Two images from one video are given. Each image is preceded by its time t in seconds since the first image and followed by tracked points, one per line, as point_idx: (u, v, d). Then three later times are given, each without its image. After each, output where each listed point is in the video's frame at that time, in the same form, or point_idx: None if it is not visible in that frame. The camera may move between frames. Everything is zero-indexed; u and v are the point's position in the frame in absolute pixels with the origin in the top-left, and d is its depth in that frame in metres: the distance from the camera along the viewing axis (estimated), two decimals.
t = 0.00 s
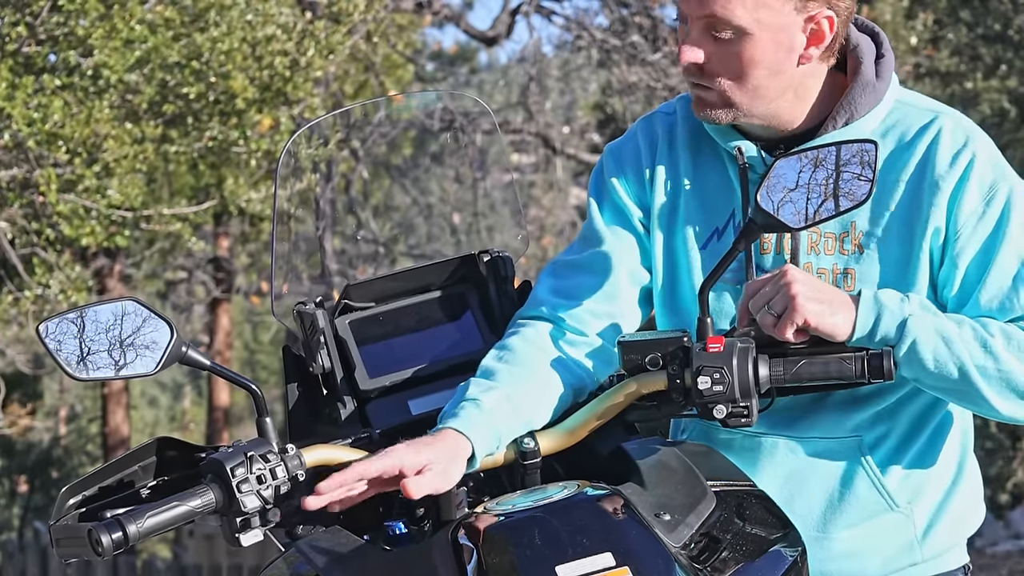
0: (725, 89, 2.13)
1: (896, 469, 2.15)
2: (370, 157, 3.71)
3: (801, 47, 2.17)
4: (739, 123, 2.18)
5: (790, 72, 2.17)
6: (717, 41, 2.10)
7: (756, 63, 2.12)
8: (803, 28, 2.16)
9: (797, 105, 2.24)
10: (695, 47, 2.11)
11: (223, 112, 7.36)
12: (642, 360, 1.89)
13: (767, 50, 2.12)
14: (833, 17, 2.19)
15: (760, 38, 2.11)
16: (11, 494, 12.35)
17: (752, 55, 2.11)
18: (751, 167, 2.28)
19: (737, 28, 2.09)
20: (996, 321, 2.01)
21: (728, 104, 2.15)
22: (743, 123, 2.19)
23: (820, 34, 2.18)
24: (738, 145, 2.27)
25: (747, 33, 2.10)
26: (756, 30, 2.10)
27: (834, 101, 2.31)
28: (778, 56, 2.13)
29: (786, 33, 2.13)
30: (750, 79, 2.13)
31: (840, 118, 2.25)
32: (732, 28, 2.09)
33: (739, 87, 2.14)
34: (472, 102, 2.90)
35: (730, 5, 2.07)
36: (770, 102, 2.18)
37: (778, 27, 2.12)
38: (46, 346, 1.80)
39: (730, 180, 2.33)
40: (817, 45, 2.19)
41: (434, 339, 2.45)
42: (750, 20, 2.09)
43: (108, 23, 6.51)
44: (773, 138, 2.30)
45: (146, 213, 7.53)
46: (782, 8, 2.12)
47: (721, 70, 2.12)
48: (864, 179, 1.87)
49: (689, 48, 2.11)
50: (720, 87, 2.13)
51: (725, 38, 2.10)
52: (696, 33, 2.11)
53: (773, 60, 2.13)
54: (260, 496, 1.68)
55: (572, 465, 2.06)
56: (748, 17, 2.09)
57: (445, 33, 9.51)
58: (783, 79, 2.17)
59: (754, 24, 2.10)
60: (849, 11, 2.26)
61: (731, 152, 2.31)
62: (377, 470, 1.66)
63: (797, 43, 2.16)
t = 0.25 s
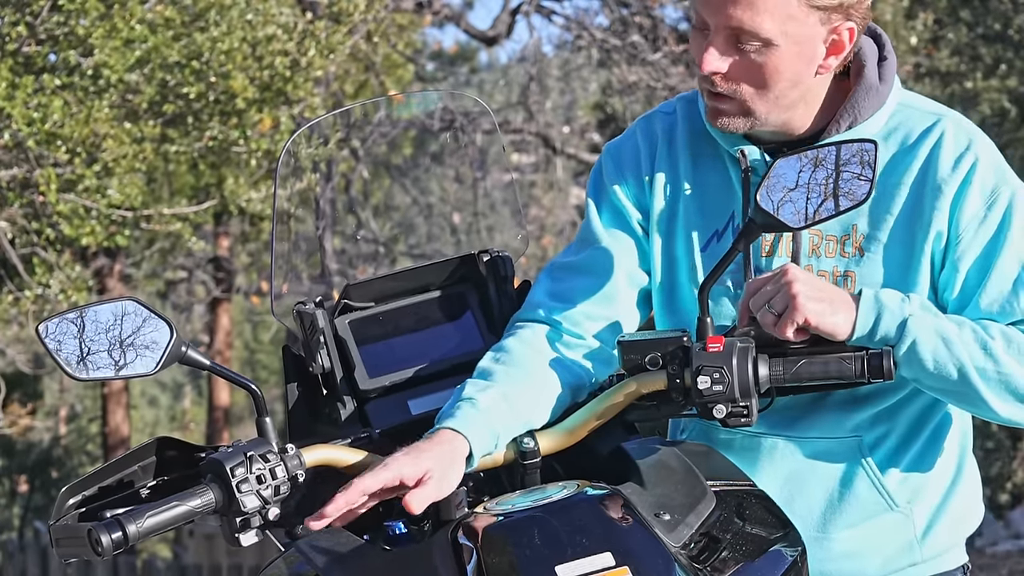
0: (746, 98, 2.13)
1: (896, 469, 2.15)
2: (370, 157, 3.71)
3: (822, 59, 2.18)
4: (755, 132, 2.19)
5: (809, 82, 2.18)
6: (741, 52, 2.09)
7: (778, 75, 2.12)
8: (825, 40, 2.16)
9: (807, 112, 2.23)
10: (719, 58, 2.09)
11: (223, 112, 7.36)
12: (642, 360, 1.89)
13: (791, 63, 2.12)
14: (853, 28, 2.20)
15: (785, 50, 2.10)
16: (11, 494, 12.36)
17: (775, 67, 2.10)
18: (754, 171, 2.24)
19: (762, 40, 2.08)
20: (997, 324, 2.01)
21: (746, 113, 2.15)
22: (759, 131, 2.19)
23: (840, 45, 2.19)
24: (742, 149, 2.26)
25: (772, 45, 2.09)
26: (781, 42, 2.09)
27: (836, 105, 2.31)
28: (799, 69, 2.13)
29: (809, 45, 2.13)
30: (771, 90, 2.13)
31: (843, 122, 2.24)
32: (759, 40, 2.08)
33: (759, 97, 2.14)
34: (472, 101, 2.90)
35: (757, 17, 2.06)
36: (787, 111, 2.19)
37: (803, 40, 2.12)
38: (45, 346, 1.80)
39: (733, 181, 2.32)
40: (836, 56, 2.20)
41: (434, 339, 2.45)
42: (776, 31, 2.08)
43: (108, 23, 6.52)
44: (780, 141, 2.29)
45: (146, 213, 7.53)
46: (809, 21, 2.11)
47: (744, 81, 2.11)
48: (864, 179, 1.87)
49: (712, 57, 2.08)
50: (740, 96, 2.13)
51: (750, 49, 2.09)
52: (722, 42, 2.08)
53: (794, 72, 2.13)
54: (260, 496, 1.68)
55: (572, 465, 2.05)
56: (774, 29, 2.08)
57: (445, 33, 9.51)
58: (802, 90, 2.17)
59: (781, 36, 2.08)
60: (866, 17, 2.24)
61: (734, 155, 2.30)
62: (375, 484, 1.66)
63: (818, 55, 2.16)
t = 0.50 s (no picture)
0: (760, 109, 2.13)
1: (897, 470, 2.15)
2: (370, 157, 3.71)
3: (835, 71, 2.18)
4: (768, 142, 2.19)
5: (822, 93, 2.18)
6: (756, 64, 2.08)
7: (793, 87, 2.12)
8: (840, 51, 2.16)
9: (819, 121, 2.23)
10: (734, 69, 2.08)
11: (223, 112, 7.36)
12: (642, 360, 1.89)
13: (806, 76, 2.12)
14: (867, 38, 2.20)
15: (800, 63, 2.10)
16: (11, 494, 12.37)
17: (790, 79, 2.10)
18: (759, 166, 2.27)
19: (778, 53, 2.07)
20: (997, 327, 2.01)
21: (760, 124, 2.15)
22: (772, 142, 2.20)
23: (853, 55, 2.19)
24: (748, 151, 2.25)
25: (787, 57, 2.08)
26: (796, 55, 2.09)
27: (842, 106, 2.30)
28: (814, 80, 2.13)
29: (823, 57, 2.13)
30: (785, 102, 2.13)
31: (852, 124, 2.23)
32: (775, 53, 2.07)
33: (774, 109, 2.14)
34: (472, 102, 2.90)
35: (774, 31, 2.05)
36: (801, 121, 2.19)
37: (818, 53, 2.11)
38: (45, 346, 1.80)
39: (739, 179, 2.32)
40: (849, 65, 2.20)
41: (434, 339, 2.45)
42: (792, 44, 2.07)
43: (108, 23, 6.52)
44: (788, 144, 2.27)
45: (146, 213, 7.54)
46: (824, 35, 2.11)
47: (759, 93, 2.11)
48: (864, 178, 1.88)
49: (726, 69, 2.08)
50: (755, 107, 2.13)
51: (766, 62, 2.08)
52: (738, 56, 2.07)
53: (809, 84, 2.13)
54: (259, 497, 1.68)
55: (572, 465, 2.05)
56: (790, 41, 2.07)
57: (445, 33, 9.52)
58: (815, 101, 2.17)
59: (797, 49, 2.08)
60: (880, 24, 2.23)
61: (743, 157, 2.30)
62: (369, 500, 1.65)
63: (833, 66, 2.16)
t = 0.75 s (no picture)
0: (763, 102, 2.13)
1: (896, 471, 2.15)
2: (370, 157, 3.71)
3: (838, 63, 2.18)
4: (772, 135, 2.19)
5: (826, 86, 2.18)
6: (759, 56, 2.09)
7: (795, 79, 2.12)
8: (844, 43, 2.16)
9: (822, 115, 2.23)
10: (737, 61, 2.08)
11: (223, 112, 7.36)
12: (642, 360, 1.89)
13: (809, 67, 2.12)
14: (872, 31, 2.20)
15: (803, 55, 2.10)
16: (12, 494, 12.37)
17: (792, 71, 2.10)
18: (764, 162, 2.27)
19: (781, 45, 2.08)
20: (997, 325, 2.01)
21: (764, 117, 2.15)
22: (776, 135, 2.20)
23: (857, 48, 2.18)
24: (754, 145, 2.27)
25: (790, 50, 2.08)
26: (800, 47, 2.09)
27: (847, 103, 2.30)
28: (817, 72, 2.13)
29: (827, 50, 2.13)
30: (788, 94, 2.13)
31: (855, 120, 2.24)
32: (778, 45, 2.08)
33: (777, 101, 2.14)
34: (471, 101, 2.90)
35: (777, 22, 2.06)
36: (804, 114, 2.19)
37: (822, 45, 2.12)
38: (46, 346, 1.80)
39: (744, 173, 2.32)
40: (854, 58, 2.19)
41: (434, 339, 2.45)
42: (795, 37, 2.08)
43: (108, 23, 6.51)
44: (792, 141, 2.27)
45: (146, 213, 7.54)
46: (828, 27, 2.11)
47: (762, 85, 2.12)
48: (864, 179, 1.88)
49: (729, 61, 2.08)
50: (758, 100, 2.13)
51: (768, 54, 2.08)
52: (739, 46, 2.08)
53: (812, 76, 2.13)
54: (259, 496, 1.68)
55: (572, 465, 2.05)
56: (793, 33, 2.08)
57: (445, 33, 9.52)
58: (819, 94, 2.18)
59: (799, 40, 2.08)
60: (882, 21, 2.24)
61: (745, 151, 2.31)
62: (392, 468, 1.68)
63: (836, 58, 2.16)
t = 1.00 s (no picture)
0: (762, 96, 2.14)
1: (896, 470, 2.15)
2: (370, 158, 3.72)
3: (837, 56, 2.18)
4: (772, 128, 2.20)
5: (825, 79, 2.18)
6: (757, 51, 2.08)
7: (794, 73, 2.12)
8: (842, 37, 2.16)
9: (821, 107, 2.23)
10: (734, 57, 2.08)
11: (223, 111, 7.36)
12: (642, 360, 1.90)
13: (806, 61, 2.11)
14: (870, 24, 2.19)
15: (800, 49, 2.10)
16: (11, 494, 12.37)
17: (791, 66, 2.10)
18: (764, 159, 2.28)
19: (778, 40, 2.07)
20: (997, 322, 2.01)
21: (763, 110, 2.16)
22: (775, 128, 2.20)
23: (856, 41, 2.19)
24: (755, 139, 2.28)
25: (788, 45, 2.08)
26: (797, 41, 2.09)
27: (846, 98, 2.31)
28: (815, 66, 2.13)
29: (825, 44, 2.13)
30: (787, 88, 2.13)
31: (854, 113, 2.24)
32: (775, 40, 2.07)
33: (776, 95, 2.14)
34: (471, 102, 2.90)
35: (773, 17, 2.05)
36: (803, 108, 2.19)
37: (819, 39, 2.11)
38: (46, 346, 1.79)
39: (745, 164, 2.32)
40: (852, 52, 2.20)
41: (435, 339, 2.45)
42: (792, 31, 2.08)
43: (108, 23, 6.51)
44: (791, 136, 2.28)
45: (147, 213, 7.54)
46: (824, 20, 2.10)
47: (760, 79, 2.12)
48: (864, 178, 1.88)
49: (727, 57, 2.08)
50: (757, 94, 2.13)
51: (765, 49, 2.08)
52: (736, 42, 2.08)
53: (810, 70, 2.13)
54: (259, 496, 1.68)
55: (572, 464, 2.05)
56: (789, 28, 2.07)
57: (445, 33, 9.52)
58: (817, 88, 2.17)
59: (796, 35, 2.08)
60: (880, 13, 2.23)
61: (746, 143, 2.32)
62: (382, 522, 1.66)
63: (834, 52, 2.16)
